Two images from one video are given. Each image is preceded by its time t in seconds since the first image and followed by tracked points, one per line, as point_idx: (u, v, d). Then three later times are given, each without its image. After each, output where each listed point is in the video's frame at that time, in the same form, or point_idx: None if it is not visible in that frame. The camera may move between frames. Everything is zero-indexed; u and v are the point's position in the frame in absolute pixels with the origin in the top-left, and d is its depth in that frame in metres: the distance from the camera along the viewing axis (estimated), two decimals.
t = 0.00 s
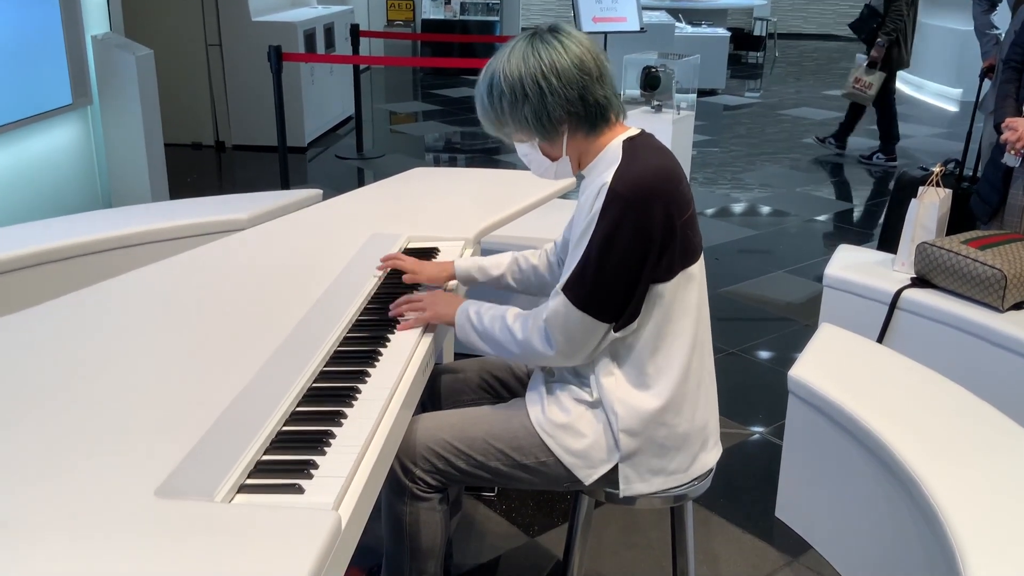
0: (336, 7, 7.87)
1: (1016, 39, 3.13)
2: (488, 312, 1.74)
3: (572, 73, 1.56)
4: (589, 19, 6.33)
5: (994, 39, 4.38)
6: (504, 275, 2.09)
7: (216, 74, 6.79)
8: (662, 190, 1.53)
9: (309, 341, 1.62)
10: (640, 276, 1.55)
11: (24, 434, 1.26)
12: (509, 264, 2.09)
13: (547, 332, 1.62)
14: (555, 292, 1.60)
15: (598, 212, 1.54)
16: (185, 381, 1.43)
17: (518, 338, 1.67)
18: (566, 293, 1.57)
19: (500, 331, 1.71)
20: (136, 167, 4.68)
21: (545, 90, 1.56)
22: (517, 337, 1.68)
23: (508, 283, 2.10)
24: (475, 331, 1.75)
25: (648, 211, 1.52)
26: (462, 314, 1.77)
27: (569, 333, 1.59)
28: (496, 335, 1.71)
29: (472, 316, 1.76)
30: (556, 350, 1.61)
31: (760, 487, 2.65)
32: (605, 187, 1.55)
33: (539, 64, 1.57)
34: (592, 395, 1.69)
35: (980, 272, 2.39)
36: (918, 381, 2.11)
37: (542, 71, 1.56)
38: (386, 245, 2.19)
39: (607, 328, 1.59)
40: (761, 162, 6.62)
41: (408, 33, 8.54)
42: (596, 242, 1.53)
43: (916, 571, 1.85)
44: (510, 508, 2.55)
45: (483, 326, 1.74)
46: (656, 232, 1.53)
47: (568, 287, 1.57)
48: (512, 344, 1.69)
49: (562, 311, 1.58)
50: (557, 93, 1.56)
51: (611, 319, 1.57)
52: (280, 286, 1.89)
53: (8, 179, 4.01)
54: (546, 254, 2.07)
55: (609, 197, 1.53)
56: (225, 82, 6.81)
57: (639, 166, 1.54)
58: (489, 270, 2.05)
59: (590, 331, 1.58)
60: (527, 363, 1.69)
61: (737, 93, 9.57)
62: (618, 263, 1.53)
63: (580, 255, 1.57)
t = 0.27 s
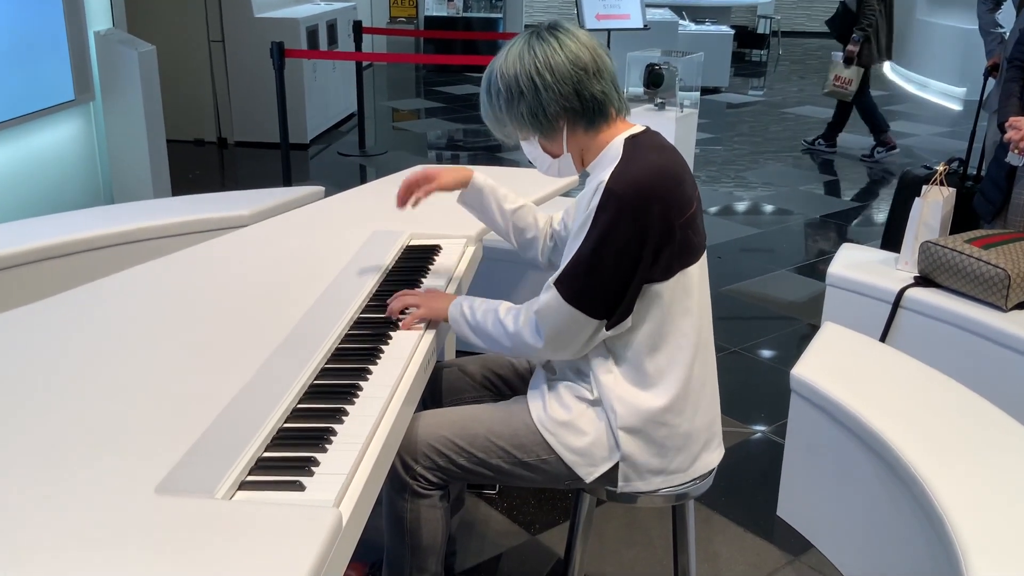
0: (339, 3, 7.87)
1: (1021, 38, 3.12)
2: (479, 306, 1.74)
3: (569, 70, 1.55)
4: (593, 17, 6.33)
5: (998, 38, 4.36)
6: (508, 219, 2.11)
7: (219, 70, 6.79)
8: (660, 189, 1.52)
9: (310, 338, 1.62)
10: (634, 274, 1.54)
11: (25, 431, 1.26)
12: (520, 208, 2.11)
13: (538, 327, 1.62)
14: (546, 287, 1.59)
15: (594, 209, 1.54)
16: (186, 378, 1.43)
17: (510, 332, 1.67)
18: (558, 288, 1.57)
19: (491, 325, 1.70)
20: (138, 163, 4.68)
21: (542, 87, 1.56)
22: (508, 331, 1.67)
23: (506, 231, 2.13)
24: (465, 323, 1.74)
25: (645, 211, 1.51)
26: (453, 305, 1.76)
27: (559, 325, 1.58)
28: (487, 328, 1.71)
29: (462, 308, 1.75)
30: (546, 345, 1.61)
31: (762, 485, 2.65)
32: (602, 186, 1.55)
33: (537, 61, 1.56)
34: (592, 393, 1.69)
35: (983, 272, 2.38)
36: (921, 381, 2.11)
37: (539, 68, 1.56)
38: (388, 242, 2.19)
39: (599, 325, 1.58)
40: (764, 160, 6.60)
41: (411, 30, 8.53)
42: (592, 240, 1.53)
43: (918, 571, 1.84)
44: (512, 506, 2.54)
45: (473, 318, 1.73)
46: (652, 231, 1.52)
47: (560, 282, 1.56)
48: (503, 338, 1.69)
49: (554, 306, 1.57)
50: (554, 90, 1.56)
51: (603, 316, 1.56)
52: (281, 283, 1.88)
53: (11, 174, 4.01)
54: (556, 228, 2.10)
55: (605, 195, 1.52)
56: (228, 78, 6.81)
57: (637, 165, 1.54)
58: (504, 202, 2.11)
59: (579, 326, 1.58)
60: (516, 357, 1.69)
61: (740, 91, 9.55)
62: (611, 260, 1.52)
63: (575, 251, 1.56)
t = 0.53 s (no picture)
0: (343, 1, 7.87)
1: None
2: (456, 295, 1.74)
3: (571, 72, 1.55)
4: (597, 15, 6.28)
5: (1003, 37, 4.36)
6: (511, 265, 2.07)
7: (223, 67, 6.79)
8: (655, 196, 1.52)
9: (313, 334, 1.62)
10: (623, 278, 1.54)
11: (28, 425, 1.26)
12: (517, 254, 2.08)
13: (521, 319, 1.63)
14: (534, 281, 1.60)
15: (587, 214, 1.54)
16: (188, 374, 1.43)
17: (490, 322, 1.68)
18: (545, 285, 1.57)
19: (471, 314, 1.71)
20: (141, 160, 4.68)
21: (543, 91, 1.55)
22: (489, 320, 1.68)
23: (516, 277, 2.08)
24: (444, 312, 1.75)
25: (638, 217, 1.51)
26: (429, 294, 1.76)
27: (543, 321, 1.59)
28: (465, 317, 1.71)
29: (440, 297, 1.75)
30: (528, 336, 1.62)
31: (764, 484, 2.65)
32: (596, 194, 1.55)
33: (537, 65, 1.56)
34: (594, 392, 1.69)
35: (985, 271, 2.38)
36: (923, 381, 2.10)
37: (540, 71, 1.55)
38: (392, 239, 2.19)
39: (578, 321, 1.59)
40: (767, 159, 6.60)
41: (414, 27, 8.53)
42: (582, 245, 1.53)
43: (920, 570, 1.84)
44: (514, 504, 2.55)
45: (452, 306, 1.73)
46: (644, 237, 1.52)
47: (547, 280, 1.57)
48: (482, 327, 1.69)
49: (539, 300, 1.57)
50: (556, 93, 1.55)
51: (584, 314, 1.57)
52: (284, 280, 1.88)
53: (14, 170, 4.01)
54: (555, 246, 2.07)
55: (598, 201, 1.52)
56: (231, 75, 6.81)
57: (633, 172, 1.53)
58: (495, 258, 2.07)
59: (560, 321, 1.58)
60: (496, 346, 1.70)
61: (744, 89, 9.55)
62: (601, 264, 1.53)
63: (566, 253, 1.57)
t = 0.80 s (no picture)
0: None
1: None
2: (466, 323, 1.68)
3: (565, 79, 1.55)
4: (600, 13, 6.34)
5: (1007, 37, 4.35)
6: (513, 280, 2.07)
7: (227, 64, 6.79)
8: (674, 193, 1.53)
9: (315, 332, 1.62)
10: (649, 279, 1.54)
11: (32, 421, 1.27)
12: (518, 268, 2.08)
13: (549, 338, 1.60)
14: (561, 299, 1.58)
15: (609, 219, 1.53)
16: (191, 370, 1.44)
17: (514, 346, 1.65)
18: (575, 299, 1.56)
19: (491, 340, 1.67)
20: (145, 157, 4.69)
21: (539, 100, 1.55)
22: (512, 345, 1.65)
23: (519, 290, 2.09)
24: (455, 342, 1.68)
25: (661, 215, 1.51)
26: (434, 322, 1.69)
27: (575, 336, 1.57)
28: (484, 344, 1.67)
29: (447, 324, 1.69)
30: (560, 356, 1.60)
31: (766, 483, 2.66)
32: (618, 193, 1.54)
33: (530, 75, 1.56)
34: (599, 395, 1.70)
35: (988, 271, 2.38)
36: (925, 380, 2.10)
37: (534, 81, 1.55)
38: (395, 237, 2.19)
39: (611, 331, 1.58)
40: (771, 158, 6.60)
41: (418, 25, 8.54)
42: (608, 249, 1.52)
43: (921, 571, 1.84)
44: (515, 502, 2.55)
45: (463, 335, 1.68)
46: (668, 236, 1.53)
47: (577, 294, 1.55)
48: (506, 352, 1.67)
49: (571, 318, 1.56)
50: (553, 101, 1.55)
51: (616, 322, 1.56)
52: (287, 277, 1.89)
53: (19, 166, 4.02)
54: (556, 258, 2.06)
55: (620, 203, 1.52)
56: (235, 72, 6.81)
57: (650, 171, 1.54)
58: (497, 274, 2.05)
59: (592, 333, 1.57)
60: (522, 369, 1.67)
61: (748, 88, 9.54)
62: (628, 267, 1.52)
63: (592, 261, 1.56)
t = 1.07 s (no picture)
0: None
1: None
2: (472, 325, 1.67)
3: (567, 76, 1.55)
4: (607, 11, 6.33)
5: (1014, 37, 4.34)
6: (524, 272, 2.10)
7: (232, 60, 6.80)
8: (673, 193, 1.52)
9: (320, 328, 1.63)
10: (647, 281, 1.54)
11: (38, 416, 1.27)
12: (528, 260, 2.10)
13: (555, 345, 1.59)
14: (564, 304, 1.58)
15: (608, 219, 1.53)
16: (196, 366, 1.44)
17: (520, 351, 1.64)
18: (575, 303, 1.56)
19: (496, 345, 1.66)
20: (151, 153, 4.70)
21: (538, 92, 1.56)
22: (517, 350, 1.64)
23: (530, 281, 2.11)
24: (461, 344, 1.68)
25: (658, 216, 1.51)
26: (441, 326, 1.69)
27: (580, 342, 1.57)
28: (491, 348, 1.67)
29: (454, 327, 1.67)
30: (565, 364, 1.59)
31: (769, 482, 2.66)
32: (613, 197, 1.54)
33: (533, 65, 1.56)
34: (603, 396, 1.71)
35: (993, 271, 2.38)
36: (928, 381, 2.10)
37: (535, 72, 1.55)
38: (399, 234, 2.19)
39: (617, 335, 1.58)
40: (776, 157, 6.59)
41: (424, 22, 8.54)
42: (607, 253, 1.52)
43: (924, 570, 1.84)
44: (519, 499, 2.56)
45: (470, 339, 1.67)
46: (665, 237, 1.52)
47: (579, 298, 1.55)
48: (513, 358, 1.66)
49: (574, 323, 1.56)
50: (551, 96, 1.56)
51: (618, 327, 1.56)
52: (292, 273, 1.89)
53: (25, 162, 4.04)
54: (565, 247, 2.06)
55: (617, 205, 1.52)
56: (241, 69, 6.82)
57: (649, 171, 1.54)
58: (507, 266, 2.07)
59: (597, 338, 1.57)
60: (526, 374, 1.66)
61: (754, 87, 9.53)
62: (627, 270, 1.52)
63: (591, 262, 1.56)
